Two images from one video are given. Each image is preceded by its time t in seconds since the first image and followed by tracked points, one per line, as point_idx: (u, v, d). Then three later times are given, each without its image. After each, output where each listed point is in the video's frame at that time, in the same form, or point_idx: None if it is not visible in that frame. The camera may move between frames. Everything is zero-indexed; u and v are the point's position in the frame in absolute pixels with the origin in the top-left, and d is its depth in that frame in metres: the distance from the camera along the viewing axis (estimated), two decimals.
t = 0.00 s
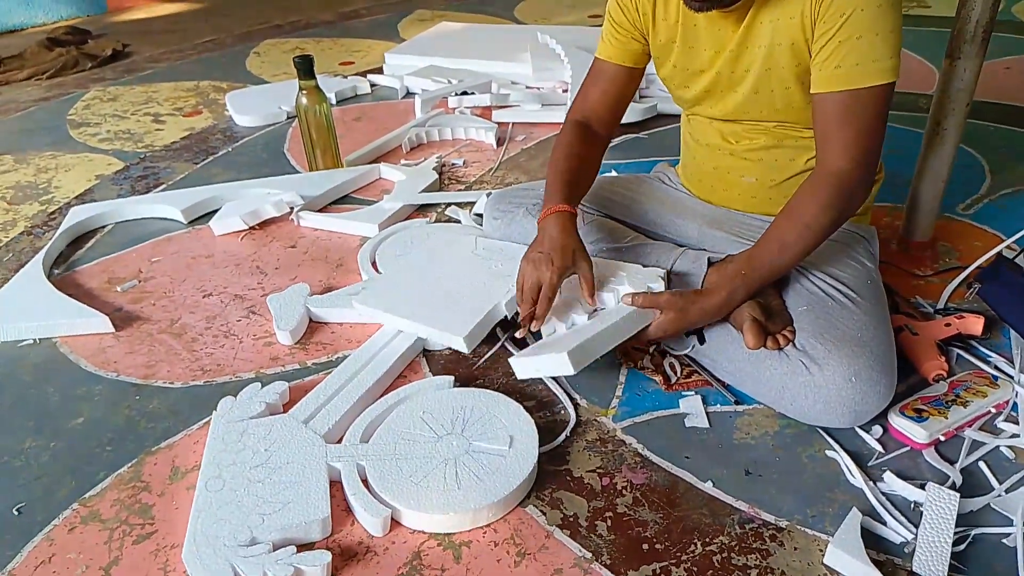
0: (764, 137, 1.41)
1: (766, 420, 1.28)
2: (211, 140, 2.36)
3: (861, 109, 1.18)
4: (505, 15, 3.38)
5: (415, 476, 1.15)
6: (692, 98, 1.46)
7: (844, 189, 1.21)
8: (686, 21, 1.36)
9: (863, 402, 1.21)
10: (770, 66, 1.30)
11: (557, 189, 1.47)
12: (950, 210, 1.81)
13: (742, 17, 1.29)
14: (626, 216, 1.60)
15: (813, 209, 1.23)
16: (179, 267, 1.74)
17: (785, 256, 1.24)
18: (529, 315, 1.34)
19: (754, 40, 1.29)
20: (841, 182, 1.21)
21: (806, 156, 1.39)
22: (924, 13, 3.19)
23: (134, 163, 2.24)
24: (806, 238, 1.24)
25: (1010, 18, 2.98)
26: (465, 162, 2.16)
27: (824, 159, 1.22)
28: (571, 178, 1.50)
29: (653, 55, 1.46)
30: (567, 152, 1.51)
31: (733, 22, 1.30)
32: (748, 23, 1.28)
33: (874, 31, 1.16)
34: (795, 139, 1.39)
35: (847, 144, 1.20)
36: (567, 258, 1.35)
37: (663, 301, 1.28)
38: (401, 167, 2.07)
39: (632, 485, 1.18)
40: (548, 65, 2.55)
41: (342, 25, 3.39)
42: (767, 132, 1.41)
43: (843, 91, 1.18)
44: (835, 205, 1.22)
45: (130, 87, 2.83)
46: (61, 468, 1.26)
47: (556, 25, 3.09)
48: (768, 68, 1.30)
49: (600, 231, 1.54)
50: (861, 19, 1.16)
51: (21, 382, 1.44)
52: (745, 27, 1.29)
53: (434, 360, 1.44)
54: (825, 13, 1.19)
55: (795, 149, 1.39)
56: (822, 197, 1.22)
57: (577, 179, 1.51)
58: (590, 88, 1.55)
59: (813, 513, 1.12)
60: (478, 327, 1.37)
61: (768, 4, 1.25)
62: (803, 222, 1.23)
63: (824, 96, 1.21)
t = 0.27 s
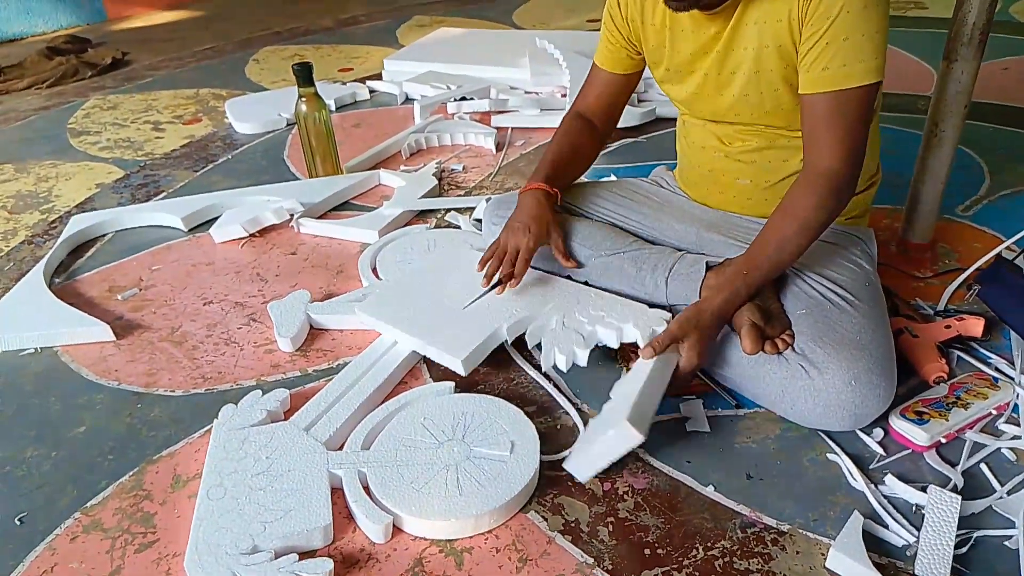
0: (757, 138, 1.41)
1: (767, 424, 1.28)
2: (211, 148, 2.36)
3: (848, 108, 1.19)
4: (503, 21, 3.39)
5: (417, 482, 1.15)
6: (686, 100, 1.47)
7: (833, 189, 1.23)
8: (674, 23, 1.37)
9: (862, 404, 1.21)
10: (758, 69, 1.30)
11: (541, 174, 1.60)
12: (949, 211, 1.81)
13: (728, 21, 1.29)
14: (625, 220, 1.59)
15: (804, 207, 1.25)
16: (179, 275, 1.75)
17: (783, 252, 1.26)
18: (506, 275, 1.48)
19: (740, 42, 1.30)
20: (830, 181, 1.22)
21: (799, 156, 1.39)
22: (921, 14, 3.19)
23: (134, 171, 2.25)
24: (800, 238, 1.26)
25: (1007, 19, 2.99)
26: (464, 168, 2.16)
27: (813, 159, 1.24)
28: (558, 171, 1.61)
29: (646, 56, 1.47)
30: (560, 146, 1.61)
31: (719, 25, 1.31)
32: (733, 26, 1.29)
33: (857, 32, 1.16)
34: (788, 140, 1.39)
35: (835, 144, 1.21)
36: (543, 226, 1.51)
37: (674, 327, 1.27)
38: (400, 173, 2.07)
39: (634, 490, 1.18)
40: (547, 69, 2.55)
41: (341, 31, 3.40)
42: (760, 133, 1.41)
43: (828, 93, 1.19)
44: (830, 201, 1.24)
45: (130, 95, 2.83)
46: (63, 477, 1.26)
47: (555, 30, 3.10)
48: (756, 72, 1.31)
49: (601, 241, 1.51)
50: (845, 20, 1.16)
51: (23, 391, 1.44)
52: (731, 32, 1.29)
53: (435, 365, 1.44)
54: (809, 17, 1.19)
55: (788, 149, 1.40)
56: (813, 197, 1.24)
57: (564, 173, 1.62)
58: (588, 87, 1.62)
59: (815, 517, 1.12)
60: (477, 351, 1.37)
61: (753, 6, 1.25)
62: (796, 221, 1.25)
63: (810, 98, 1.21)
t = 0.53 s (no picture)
0: (759, 136, 1.42)
1: (766, 425, 1.28)
2: (212, 145, 2.36)
3: (866, 94, 1.21)
4: (504, 20, 3.39)
5: (416, 480, 1.15)
6: (687, 99, 1.47)
7: (857, 167, 1.25)
8: (676, 22, 1.38)
9: (863, 404, 1.21)
10: (765, 65, 1.31)
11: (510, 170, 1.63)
12: (949, 213, 1.82)
13: (732, 19, 1.30)
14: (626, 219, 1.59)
15: (826, 178, 1.26)
16: (179, 273, 1.75)
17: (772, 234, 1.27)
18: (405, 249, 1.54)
19: (745, 39, 1.31)
20: (853, 160, 1.24)
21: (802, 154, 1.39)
22: (922, 16, 3.20)
23: (134, 168, 2.25)
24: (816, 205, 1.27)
25: (1008, 21, 2.99)
26: (465, 167, 2.16)
27: (835, 139, 1.25)
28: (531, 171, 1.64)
29: (646, 58, 1.48)
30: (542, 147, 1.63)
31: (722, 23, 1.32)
32: (738, 24, 1.30)
33: (871, 23, 1.18)
34: (792, 137, 1.40)
35: (852, 130, 1.23)
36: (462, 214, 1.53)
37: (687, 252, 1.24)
38: (401, 172, 2.07)
39: (633, 489, 1.18)
40: (547, 69, 2.55)
41: (342, 30, 3.40)
42: (763, 130, 1.41)
43: (844, 83, 1.21)
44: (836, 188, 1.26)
45: (130, 93, 2.83)
46: (62, 474, 1.26)
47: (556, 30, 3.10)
48: (764, 67, 1.32)
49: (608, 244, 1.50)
50: (856, 12, 1.18)
51: (22, 388, 1.44)
52: (736, 29, 1.31)
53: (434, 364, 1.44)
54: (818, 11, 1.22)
55: (791, 146, 1.40)
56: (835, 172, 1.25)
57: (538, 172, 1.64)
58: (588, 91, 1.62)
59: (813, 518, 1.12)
60: (479, 362, 1.37)
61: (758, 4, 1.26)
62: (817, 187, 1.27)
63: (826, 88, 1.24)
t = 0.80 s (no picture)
0: (759, 135, 1.42)
1: (767, 425, 1.28)
2: (212, 145, 2.37)
3: (838, 111, 1.22)
4: (505, 21, 3.39)
5: (416, 480, 1.15)
6: (687, 96, 1.47)
7: (812, 187, 1.26)
8: (678, 22, 1.37)
9: (863, 405, 1.21)
10: (763, 67, 1.31)
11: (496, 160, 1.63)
12: (950, 214, 1.82)
13: (732, 20, 1.30)
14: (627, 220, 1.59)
15: (778, 197, 1.28)
16: (180, 273, 1.75)
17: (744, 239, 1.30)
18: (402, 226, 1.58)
19: (745, 41, 1.30)
20: (810, 180, 1.26)
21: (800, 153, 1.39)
22: (922, 17, 3.20)
23: (135, 168, 2.25)
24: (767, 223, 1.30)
25: (1009, 23, 2.99)
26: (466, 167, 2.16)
27: (799, 156, 1.27)
28: (514, 164, 1.64)
29: (648, 54, 1.48)
30: (527, 138, 1.64)
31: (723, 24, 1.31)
32: (738, 25, 1.29)
33: (860, 36, 1.17)
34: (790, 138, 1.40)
35: (823, 144, 1.24)
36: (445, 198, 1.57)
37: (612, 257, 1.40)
38: (402, 172, 2.07)
39: (634, 490, 1.18)
40: (548, 69, 2.55)
41: (343, 30, 3.41)
42: (761, 131, 1.42)
43: (824, 94, 1.21)
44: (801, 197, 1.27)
45: (131, 92, 2.84)
46: (63, 473, 1.26)
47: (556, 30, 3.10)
48: (761, 70, 1.31)
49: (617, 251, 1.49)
50: (845, 24, 1.18)
51: (22, 388, 1.44)
52: (736, 30, 1.30)
53: (435, 364, 1.44)
54: (811, 19, 1.21)
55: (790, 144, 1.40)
56: (792, 190, 1.27)
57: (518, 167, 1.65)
58: (578, 85, 1.62)
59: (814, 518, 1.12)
60: (485, 351, 1.32)
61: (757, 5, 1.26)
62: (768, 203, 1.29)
63: (808, 99, 1.24)
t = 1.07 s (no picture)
0: (758, 140, 1.42)
1: (764, 428, 1.28)
2: (211, 146, 2.37)
3: (832, 129, 1.23)
4: (504, 23, 3.40)
5: (412, 481, 1.15)
6: (688, 99, 1.47)
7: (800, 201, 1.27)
8: (685, 23, 1.37)
9: (859, 408, 1.21)
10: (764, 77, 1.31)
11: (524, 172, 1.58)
12: (947, 218, 1.82)
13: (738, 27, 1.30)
14: (625, 224, 1.59)
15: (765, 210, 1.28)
16: (177, 273, 1.74)
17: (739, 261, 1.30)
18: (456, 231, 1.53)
19: (750, 50, 1.30)
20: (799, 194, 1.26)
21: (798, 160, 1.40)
22: (920, 22, 3.20)
23: (133, 169, 2.25)
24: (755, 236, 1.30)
25: (1006, 27, 3.00)
26: (464, 169, 2.16)
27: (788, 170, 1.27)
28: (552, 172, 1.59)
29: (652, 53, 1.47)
30: (558, 146, 1.60)
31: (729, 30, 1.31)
32: (745, 33, 1.29)
33: (863, 58, 1.18)
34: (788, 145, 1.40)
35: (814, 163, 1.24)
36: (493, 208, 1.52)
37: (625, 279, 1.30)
38: (401, 174, 2.07)
39: (630, 492, 1.18)
40: (547, 72, 2.56)
41: (343, 32, 3.41)
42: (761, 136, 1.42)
43: (821, 112, 1.22)
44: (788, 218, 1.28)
45: (130, 93, 2.83)
46: (58, 473, 1.26)
47: (555, 33, 3.11)
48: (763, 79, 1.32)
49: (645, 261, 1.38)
50: (848, 44, 1.18)
51: (19, 387, 1.44)
52: (739, 38, 1.30)
53: (432, 365, 1.45)
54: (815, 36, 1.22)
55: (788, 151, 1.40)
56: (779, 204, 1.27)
57: (562, 172, 1.60)
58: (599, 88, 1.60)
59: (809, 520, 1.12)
60: (499, 369, 1.22)
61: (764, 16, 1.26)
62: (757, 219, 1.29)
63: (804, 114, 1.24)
